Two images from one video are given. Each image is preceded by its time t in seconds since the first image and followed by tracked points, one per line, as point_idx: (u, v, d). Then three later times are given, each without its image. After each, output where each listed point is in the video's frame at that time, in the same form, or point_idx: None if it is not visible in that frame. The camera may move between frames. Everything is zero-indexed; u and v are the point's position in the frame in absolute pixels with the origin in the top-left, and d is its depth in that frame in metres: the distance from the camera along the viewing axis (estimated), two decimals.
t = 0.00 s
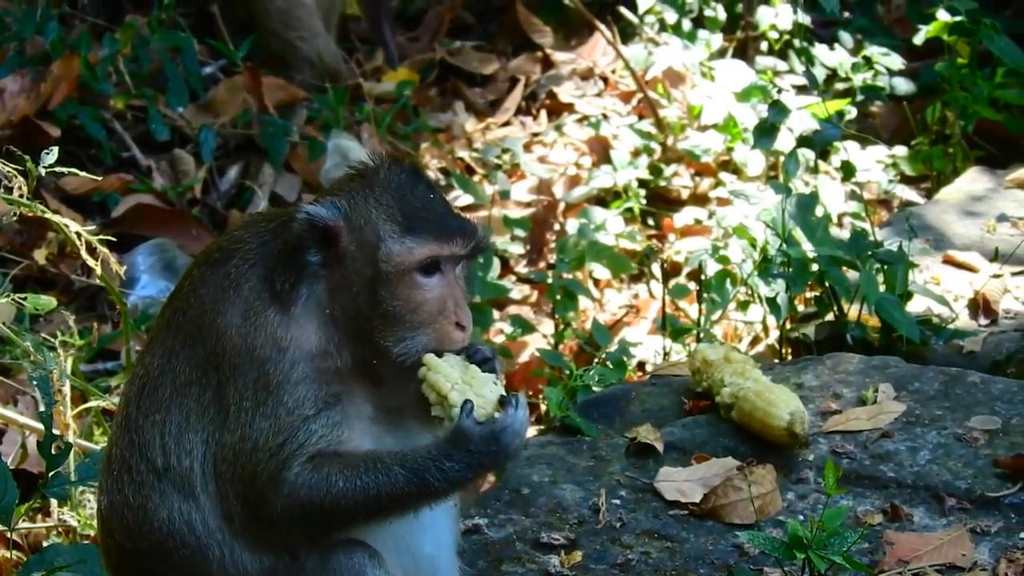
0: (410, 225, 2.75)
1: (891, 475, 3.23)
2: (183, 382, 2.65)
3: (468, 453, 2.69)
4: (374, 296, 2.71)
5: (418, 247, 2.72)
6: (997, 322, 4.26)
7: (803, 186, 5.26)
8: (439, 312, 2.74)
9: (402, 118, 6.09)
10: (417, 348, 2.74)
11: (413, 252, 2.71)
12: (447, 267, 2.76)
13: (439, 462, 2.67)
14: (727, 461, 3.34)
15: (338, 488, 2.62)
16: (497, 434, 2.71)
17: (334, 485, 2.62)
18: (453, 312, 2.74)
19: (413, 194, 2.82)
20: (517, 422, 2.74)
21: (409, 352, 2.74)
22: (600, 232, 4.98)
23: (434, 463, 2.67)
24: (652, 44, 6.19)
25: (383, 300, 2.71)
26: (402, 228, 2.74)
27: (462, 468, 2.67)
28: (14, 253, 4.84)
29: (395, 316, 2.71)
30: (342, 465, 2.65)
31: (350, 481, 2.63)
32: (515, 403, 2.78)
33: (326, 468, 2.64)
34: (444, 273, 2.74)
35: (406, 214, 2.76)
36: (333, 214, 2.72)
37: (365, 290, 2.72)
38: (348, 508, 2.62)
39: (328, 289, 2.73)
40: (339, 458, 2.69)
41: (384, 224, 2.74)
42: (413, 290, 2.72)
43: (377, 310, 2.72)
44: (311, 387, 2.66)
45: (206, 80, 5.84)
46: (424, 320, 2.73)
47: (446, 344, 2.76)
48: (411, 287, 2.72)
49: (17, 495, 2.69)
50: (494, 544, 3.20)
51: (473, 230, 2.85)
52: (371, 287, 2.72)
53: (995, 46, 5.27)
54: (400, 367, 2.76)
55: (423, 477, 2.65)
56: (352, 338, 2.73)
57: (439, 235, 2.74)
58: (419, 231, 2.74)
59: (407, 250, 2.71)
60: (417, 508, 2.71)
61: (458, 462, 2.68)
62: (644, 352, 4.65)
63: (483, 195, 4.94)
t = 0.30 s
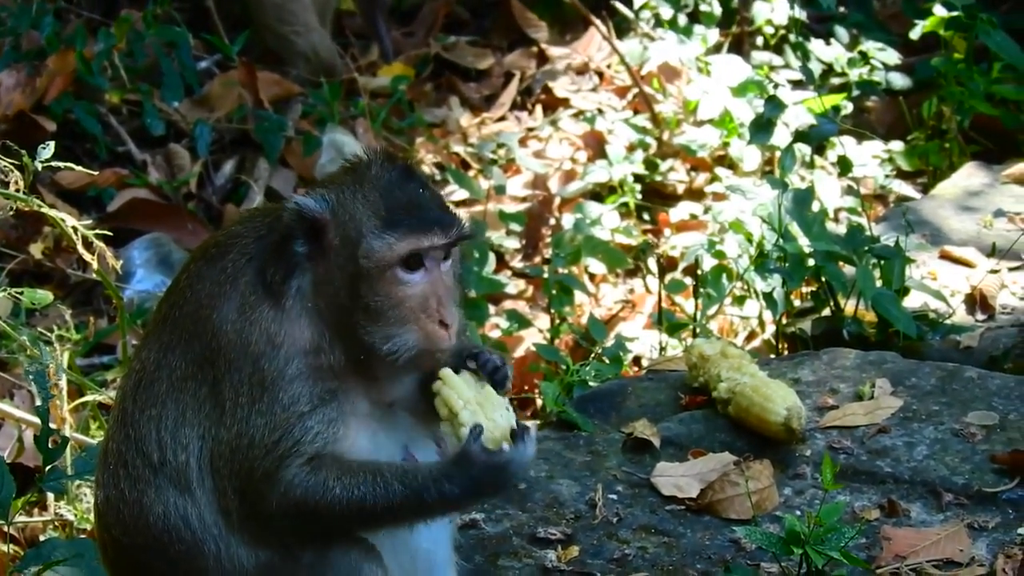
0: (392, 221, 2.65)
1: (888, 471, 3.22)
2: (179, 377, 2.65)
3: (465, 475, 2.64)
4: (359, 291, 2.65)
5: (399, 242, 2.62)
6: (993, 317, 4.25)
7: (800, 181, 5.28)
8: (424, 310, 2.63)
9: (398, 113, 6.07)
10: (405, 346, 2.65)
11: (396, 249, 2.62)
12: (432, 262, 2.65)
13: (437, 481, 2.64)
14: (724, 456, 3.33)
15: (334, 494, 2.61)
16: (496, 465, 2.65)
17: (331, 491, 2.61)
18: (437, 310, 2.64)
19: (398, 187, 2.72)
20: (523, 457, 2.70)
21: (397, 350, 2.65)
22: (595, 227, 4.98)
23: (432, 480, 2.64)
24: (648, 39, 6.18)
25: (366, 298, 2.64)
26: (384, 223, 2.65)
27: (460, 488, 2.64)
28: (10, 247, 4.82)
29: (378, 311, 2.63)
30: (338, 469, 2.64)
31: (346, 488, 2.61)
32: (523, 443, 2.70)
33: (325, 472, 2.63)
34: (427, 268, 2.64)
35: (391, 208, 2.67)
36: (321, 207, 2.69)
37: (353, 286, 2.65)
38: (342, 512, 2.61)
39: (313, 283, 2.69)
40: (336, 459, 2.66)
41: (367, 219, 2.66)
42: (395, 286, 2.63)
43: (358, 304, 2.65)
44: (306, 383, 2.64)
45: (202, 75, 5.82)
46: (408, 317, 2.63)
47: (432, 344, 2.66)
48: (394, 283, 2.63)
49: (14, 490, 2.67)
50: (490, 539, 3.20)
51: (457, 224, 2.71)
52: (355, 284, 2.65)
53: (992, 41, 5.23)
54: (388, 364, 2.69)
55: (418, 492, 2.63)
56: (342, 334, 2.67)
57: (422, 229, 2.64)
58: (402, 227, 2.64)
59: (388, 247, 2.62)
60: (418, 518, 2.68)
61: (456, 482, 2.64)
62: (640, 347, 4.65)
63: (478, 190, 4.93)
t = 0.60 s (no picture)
0: (407, 187, 2.70)
1: (898, 448, 3.22)
2: (190, 353, 2.66)
3: (473, 502, 2.67)
4: (375, 259, 2.67)
5: (416, 208, 2.67)
6: (1004, 294, 4.25)
7: (810, 158, 5.26)
8: (442, 273, 2.69)
9: (407, 90, 6.06)
10: (423, 309, 2.69)
11: (413, 214, 2.67)
12: (448, 226, 2.70)
13: (446, 501, 2.67)
14: (734, 432, 3.33)
15: (343, 487, 2.59)
16: (511, 505, 2.68)
17: (341, 483, 2.59)
18: (456, 270, 2.70)
19: (410, 154, 2.77)
20: (539, 505, 2.72)
21: (415, 313, 2.68)
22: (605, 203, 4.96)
23: (440, 499, 2.66)
24: (657, 15, 6.15)
25: (383, 264, 2.67)
26: (399, 189, 2.70)
27: (467, 512, 2.68)
28: (20, 225, 4.82)
29: (396, 277, 2.66)
30: (347, 463, 2.62)
31: (357, 484, 2.60)
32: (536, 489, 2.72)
33: (335, 463, 2.62)
34: (443, 232, 2.69)
35: (403, 175, 2.72)
36: (331, 178, 2.70)
37: (368, 255, 2.67)
38: (350, 499, 2.60)
39: (336, 251, 2.69)
40: (345, 447, 2.66)
41: (382, 186, 2.70)
42: (413, 251, 2.67)
43: (377, 271, 2.67)
44: (318, 360, 2.63)
45: (212, 52, 5.81)
46: (427, 280, 2.68)
47: (450, 304, 2.71)
48: (411, 247, 2.67)
49: (24, 467, 2.64)
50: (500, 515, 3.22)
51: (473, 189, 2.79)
52: (371, 251, 2.67)
53: (1003, 18, 5.17)
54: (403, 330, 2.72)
55: (426, 509, 2.66)
56: (355, 304, 2.69)
57: (438, 195, 2.70)
58: (417, 194, 2.69)
59: (405, 213, 2.67)
60: (419, 530, 2.72)
61: (464, 506, 2.68)
62: (651, 323, 4.65)
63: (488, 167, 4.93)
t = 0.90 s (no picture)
0: (384, 170, 2.67)
1: (903, 436, 3.22)
2: (194, 339, 2.65)
3: (480, 490, 2.69)
4: (355, 245, 2.67)
5: (389, 192, 2.65)
6: (1009, 282, 4.27)
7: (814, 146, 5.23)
8: (418, 259, 2.67)
9: (411, 77, 6.05)
10: (396, 297, 2.68)
11: (387, 198, 2.65)
12: (425, 213, 2.68)
13: (451, 488, 2.68)
14: (739, 421, 3.34)
15: (347, 476, 2.60)
16: (514, 495, 2.70)
17: (346, 473, 2.60)
18: (431, 260, 2.67)
19: (394, 138, 2.72)
20: (542, 496, 2.74)
21: (387, 299, 2.68)
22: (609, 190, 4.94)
23: (446, 487, 2.68)
24: (661, 2, 6.14)
25: (358, 248, 2.67)
26: (376, 172, 2.67)
27: (473, 500, 2.68)
28: (23, 213, 4.81)
29: (371, 262, 2.66)
30: (351, 452, 2.64)
31: (362, 473, 2.61)
32: (541, 478, 2.76)
33: (339, 451, 2.63)
34: (420, 220, 2.67)
35: (382, 159, 2.69)
36: (318, 156, 2.71)
37: (347, 241, 2.68)
38: (354, 490, 2.60)
39: (318, 233, 2.70)
40: (349, 436, 2.67)
41: (359, 167, 2.69)
42: (387, 236, 2.66)
43: (351, 254, 2.68)
44: (320, 347, 2.65)
45: (215, 39, 5.80)
46: (401, 266, 2.67)
47: (424, 293, 2.68)
48: (385, 232, 2.66)
49: (28, 456, 2.64)
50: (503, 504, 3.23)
51: (457, 178, 2.75)
52: (348, 236, 2.67)
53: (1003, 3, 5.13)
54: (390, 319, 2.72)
55: (431, 497, 2.66)
56: (336, 289, 2.69)
57: (415, 180, 2.67)
58: (393, 177, 2.67)
59: (377, 196, 2.65)
60: (424, 521, 2.73)
61: (470, 495, 2.69)
62: (655, 312, 4.65)
63: (492, 155, 4.93)
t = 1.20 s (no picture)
0: (362, 165, 2.65)
1: (911, 435, 3.21)
2: (199, 336, 2.66)
3: (483, 495, 2.70)
4: (332, 242, 2.65)
5: (364, 188, 2.62)
6: (1016, 281, 4.23)
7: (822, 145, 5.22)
8: (395, 257, 2.64)
9: (419, 75, 6.05)
10: (368, 291, 2.65)
11: (361, 196, 2.62)
12: (402, 211, 2.64)
13: (455, 492, 2.68)
14: (746, 420, 3.34)
15: (351, 478, 2.60)
16: (517, 501, 2.70)
17: (349, 474, 2.60)
18: (405, 259, 2.64)
19: (377, 136, 2.68)
20: (546, 503, 2.72)
21: (359, 294, 2.65)
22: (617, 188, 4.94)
23: (450, 490, 2.68)
24: None
25: (334, 245, 2.65)
26: (354, 168, 2.65)
27: (476, 503, 2.69)
28: (31, 210, 4.80)
29: (346, 257, 2.64)
30: (355, 453, 2.64)
31: (365, 475, 2.61)
32: (545, 486, 2.74)
33: (343, 452, 2.63)
34: (397, 218, 2.64)
35: (360, 156, 2.66)
36: (309, 151, 2.74)
37: (325, 239, 2.66)
38: (357, 491, 2.60)
39: (301, 229, 2.69)
40: (353, 439, 2.68)
41: (340, 163, 2.67)
42: (363, 233, 2.64)
43: (326, 249, 2.66)
44: (323, 348, 2.66)
45: (223, 37, 5.80)
46: (377, 262, 2.64)
47: (398, 291, 2.65)
48: (361, 229, 2.64)
49: (35, 453, 2.64)
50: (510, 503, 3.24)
51: (437, 179, 2.68)
52: (326, 233, 2.66)
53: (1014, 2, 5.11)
54: (373, 308, 2.71)
55: (435, 500, 2.66)
56: (315, 287, 2.67)
57: (395, 177, 2.63)
58: (372, 173, 2.64)
59: (353, 191, 2.62)
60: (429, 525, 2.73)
61: (473, 498, 2.69)
62: (662, 310, 4.65)
63: (499, 152, 4.93)
